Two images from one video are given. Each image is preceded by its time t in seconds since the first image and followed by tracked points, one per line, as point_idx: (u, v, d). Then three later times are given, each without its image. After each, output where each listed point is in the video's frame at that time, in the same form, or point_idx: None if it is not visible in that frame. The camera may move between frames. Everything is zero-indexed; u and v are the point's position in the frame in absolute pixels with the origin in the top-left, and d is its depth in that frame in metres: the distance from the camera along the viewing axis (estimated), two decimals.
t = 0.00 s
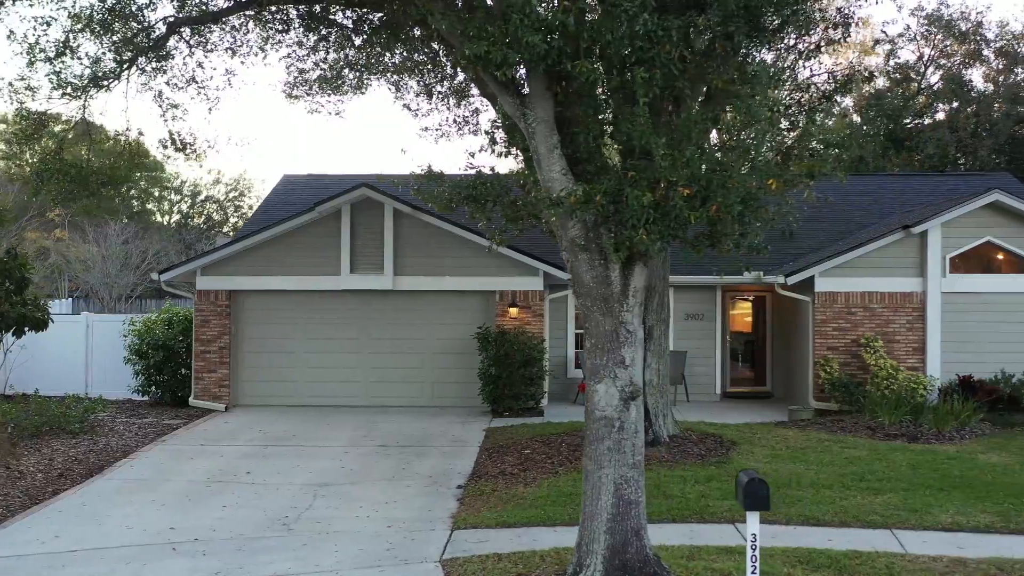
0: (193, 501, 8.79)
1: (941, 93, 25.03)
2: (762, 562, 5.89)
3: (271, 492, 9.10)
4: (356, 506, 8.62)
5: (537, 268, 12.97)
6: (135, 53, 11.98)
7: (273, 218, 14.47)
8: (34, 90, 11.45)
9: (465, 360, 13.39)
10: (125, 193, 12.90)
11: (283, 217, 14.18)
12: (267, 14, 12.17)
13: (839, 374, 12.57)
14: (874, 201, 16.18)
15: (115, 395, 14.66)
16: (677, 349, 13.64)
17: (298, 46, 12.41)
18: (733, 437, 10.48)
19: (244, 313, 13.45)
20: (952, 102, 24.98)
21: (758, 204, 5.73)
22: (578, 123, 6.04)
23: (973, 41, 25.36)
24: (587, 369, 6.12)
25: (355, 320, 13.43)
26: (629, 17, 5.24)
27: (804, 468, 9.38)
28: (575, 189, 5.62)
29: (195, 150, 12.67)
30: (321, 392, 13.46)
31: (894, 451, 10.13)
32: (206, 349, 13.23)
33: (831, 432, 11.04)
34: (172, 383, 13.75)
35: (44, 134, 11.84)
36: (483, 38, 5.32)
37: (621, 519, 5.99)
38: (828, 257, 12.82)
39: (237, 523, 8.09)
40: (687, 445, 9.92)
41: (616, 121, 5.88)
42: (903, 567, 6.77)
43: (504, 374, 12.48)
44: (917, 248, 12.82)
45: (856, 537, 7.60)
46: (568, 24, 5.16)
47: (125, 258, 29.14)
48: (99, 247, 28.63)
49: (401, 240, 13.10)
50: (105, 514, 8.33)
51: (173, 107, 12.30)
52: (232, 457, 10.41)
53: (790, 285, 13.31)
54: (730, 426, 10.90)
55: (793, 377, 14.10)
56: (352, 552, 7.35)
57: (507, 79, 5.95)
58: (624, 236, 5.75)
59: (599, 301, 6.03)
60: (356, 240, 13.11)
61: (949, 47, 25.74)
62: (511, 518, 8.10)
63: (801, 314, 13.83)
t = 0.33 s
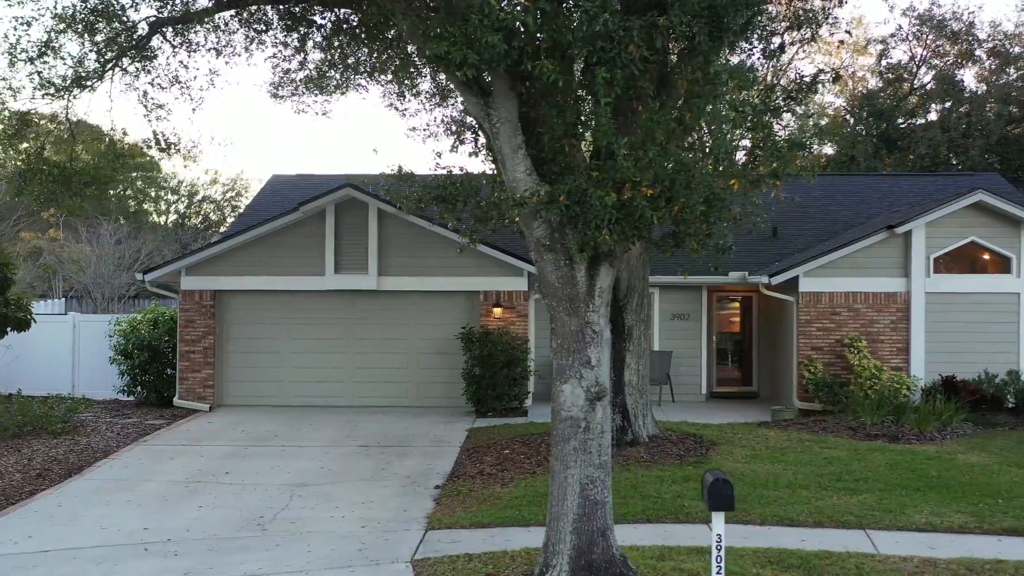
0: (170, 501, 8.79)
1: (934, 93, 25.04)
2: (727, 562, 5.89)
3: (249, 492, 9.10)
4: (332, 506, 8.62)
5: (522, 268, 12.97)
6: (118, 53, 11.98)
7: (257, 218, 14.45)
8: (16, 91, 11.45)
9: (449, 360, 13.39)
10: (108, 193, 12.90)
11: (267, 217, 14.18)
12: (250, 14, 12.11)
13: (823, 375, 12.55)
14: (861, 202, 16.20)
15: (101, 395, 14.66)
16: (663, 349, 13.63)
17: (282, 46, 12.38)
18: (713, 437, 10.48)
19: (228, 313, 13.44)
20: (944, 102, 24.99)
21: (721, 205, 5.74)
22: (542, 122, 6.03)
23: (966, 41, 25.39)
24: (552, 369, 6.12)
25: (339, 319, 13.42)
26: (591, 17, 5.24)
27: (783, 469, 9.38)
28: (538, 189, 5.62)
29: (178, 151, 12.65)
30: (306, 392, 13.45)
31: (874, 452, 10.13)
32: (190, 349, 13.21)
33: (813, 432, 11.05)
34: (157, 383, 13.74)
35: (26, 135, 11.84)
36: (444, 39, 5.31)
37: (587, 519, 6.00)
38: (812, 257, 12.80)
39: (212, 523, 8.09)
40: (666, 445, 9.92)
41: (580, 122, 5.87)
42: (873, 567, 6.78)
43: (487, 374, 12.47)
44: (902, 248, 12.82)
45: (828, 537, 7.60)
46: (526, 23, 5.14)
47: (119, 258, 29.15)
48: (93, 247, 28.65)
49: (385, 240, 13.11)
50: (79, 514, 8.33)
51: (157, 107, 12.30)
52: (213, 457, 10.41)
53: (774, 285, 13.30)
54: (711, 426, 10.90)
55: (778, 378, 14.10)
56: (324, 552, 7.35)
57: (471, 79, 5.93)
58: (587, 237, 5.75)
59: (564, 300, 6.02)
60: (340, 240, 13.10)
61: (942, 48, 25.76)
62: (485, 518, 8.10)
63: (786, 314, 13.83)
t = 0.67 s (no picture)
0: (146, 501, 8.80)
1: (925, 93, 25.06)
2: (692, 562, 5.89)
3: (226, 492, 9.11)
4: (307, 506, 8.62)
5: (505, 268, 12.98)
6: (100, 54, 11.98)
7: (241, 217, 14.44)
8: None
9: (433, 360, 13.40)
10: (92, 194, 12.90)
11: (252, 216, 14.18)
12: (232, 15, 12.11)
13: (807, 374, 12.55)
14: (848, 202, 16.19)
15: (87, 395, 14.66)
16: (647, 348, 13.63)
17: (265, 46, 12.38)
18: (693, 437, 10.48)
19: (212, 313, 13.43)
20: (936, 102, 24.97)
21: (683, 205, 5.77)
22: (506, 122, 6.03)
23: (957, 41, 25.41)
24: (517, 370, 6.11)
25: (323, 319, 13.42)
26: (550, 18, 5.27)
27: (761, 469, 9.38)
28: (501, 190, 5.62)
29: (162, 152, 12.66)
30: (290, 393, 13.45)
31: (854, 452, 10.13)
32: (174, 349, 13.20)
33: (794, 432, 11.05)
34: (142, 383, 13.74)
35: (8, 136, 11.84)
36: (403, 39, 5.30)
37: (552, 519, 6.00)
38: (795, 257, 12.79)
39: (185, 523, 8.09)
40: (645, 445, 9.91)
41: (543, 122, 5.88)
42: (842, 567, 6.79)
43: (471, 374, 12.47)
44: (885, 248, 12.81)
45: (801, 537, 7.60)
46: (485, 23, 5.14)
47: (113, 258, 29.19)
48: (86, 247, 28.65)
49: (370, 240, 13.12)
50: (54, 514, 8.33)
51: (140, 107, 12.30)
52: (192, 457, 10.42)
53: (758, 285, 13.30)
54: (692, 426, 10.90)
55: (763, 378, 14.09)
56: (295, 552, 7.35)
57: (434, 79, 5.91)
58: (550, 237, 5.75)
59: (529, 301, 6.01)
60: (324, 240, 13.11)
61: (934, 47, 25.74)
62: (459, 518, 8.10)
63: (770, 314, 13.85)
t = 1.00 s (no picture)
0: (122, 500, 8.80)
1: (917, 93, 25.09)
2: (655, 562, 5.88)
3: (202, 492, 9.11)
4: (282, 506, 8.63)
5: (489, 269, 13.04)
6: (83, 54, 11.98)
7: (224, 216, 14.42)
8: None
9: (416, 359, 13.41)
10: (75, 194, 12.90)
11: (236, 215, 14.18)
12: (216, 15, 12.12)
13: (790, 374, 12.55)
14: (835, 201, 16.19)
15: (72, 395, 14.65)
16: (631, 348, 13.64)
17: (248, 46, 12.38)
18: (672, 437, 10.47)
19: (195, 313, 13.41)
20: (927, 102, 25.00)
21: (643, 206, 5.78)
22: (469, 122, 6.02)
23: (949, 42, 25.44)
24: (481, 370, 6.11)
25: (307, 319, 13.41)
26: (508, 18, 5.28)
27: (738, 469, 9.37)
28: (462, 190, 5.61)
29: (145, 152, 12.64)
30: (275, 393, 13.44)
31: (832, 452, 10.12)
32: (158, 349, 13.20)
33: (774, 432, 11.05)
34: (126, 383, 13.74)
35: None
36: (361, 39, 5.31)
37: (516, 518, 6.00)
38: (778, 257, 12.78)
39: (159, 523, 8.09)
40: (623, 445, 9.91)
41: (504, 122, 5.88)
42: (810, 567, 6.78)
43: (453, 374, 12.48)
44: (868, 248, 12.81)
45: (772, 536, 7.60)
46: (442, 24, 5.15)
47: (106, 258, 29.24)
48: (78, 247, 28.70)
49: (353, 240, 13.14)
50: (27, 514, 8.33)
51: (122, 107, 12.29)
52: (172, 457, 10.41)
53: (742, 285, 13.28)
54: (672, 426, 10.91)
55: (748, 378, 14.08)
56: (266, 551, 7.35)
57: (397, 78, 5.91)
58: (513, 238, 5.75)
59: (492, 301, 6.00)
60: (308, 240, 13.13)
61: (925, 47, 25.78)
62: (432, 518, 8.10)
63: (754, 315, 13.86)
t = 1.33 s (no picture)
0: (96, 500, 8.80)
1: (909, 93, 25.10)
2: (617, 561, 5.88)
3: (177, 492, 9.11)
4: (256, 506, 8.63)
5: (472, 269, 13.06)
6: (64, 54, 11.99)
7: (208, 216, 14.43)
8: None
9: (399, 359, 13.41)
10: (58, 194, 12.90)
11: (220, 215, 14.18)
12: (197, 15, 12.13)
13: (772, 374, 12.54)
14: (821, 202, 16.19)
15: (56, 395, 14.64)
16: (615, 349, 13.64)
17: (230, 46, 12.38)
18: (650, 437, 10.47)
19: (178, 313, 13.40)
20: (918, 102, 25.01)
21: (603, 206, 5.79)
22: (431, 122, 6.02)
23: (940, 42, 25.46)
24: (444, 370, 6.10)
25: (290, 319, 13.41)
26: (464, 17, 5.30)
27: (714, 469, 9.37)
28: (421, 190, 5.61)
29: (127, 153, 12.62)
30: (258, 393, 13.43)
31: (810, 451, 10.12)
32: (141, 349, 13.19)
33: (754, 432, 11.05)
34: (110, 383, 13.72)
35: None
36: (318, 39, 5.32)
37: (478, 518, 5.99)
38: (760, 257, 12.77)
39: (131, 523, 8.09)
40: (600, 445, 9.90)
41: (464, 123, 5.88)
42: (777, 567, 6.78)
43: (435, 373, 12.48)
44: (850, 248, 12.81)
45: (743, 537, 7.59)
46: (398, 24, 5.17)
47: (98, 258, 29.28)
48: (70, 247, 28.68)
49: (336, 240, 13.16)
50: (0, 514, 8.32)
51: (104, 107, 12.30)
52: (150, 458, 10.41)
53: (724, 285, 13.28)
54: (652, 426, 10.91)
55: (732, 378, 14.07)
56: (235, 551, 7.35)
57: (358, 77, 5.91)
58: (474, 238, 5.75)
59: (455, 301, 6.00)
60: (291, 240, 13.15)
61: (916, 47, 25.80)
62: (405, 518, 8.10)
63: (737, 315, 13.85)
